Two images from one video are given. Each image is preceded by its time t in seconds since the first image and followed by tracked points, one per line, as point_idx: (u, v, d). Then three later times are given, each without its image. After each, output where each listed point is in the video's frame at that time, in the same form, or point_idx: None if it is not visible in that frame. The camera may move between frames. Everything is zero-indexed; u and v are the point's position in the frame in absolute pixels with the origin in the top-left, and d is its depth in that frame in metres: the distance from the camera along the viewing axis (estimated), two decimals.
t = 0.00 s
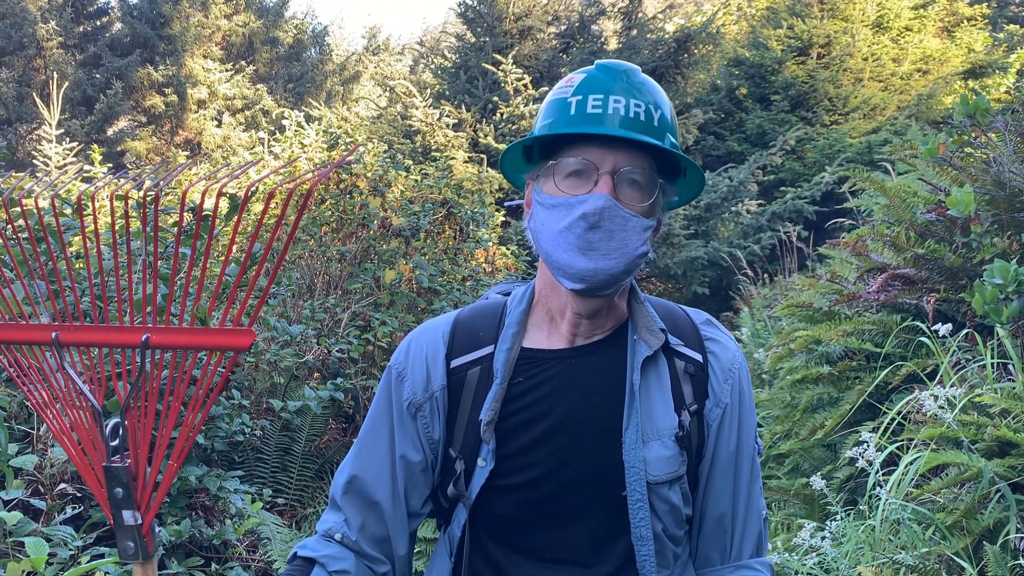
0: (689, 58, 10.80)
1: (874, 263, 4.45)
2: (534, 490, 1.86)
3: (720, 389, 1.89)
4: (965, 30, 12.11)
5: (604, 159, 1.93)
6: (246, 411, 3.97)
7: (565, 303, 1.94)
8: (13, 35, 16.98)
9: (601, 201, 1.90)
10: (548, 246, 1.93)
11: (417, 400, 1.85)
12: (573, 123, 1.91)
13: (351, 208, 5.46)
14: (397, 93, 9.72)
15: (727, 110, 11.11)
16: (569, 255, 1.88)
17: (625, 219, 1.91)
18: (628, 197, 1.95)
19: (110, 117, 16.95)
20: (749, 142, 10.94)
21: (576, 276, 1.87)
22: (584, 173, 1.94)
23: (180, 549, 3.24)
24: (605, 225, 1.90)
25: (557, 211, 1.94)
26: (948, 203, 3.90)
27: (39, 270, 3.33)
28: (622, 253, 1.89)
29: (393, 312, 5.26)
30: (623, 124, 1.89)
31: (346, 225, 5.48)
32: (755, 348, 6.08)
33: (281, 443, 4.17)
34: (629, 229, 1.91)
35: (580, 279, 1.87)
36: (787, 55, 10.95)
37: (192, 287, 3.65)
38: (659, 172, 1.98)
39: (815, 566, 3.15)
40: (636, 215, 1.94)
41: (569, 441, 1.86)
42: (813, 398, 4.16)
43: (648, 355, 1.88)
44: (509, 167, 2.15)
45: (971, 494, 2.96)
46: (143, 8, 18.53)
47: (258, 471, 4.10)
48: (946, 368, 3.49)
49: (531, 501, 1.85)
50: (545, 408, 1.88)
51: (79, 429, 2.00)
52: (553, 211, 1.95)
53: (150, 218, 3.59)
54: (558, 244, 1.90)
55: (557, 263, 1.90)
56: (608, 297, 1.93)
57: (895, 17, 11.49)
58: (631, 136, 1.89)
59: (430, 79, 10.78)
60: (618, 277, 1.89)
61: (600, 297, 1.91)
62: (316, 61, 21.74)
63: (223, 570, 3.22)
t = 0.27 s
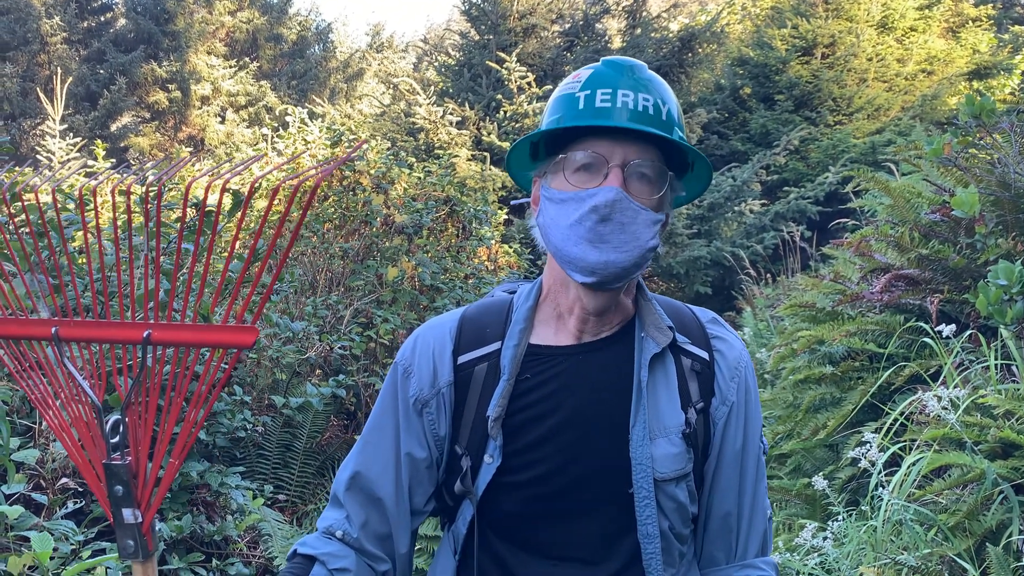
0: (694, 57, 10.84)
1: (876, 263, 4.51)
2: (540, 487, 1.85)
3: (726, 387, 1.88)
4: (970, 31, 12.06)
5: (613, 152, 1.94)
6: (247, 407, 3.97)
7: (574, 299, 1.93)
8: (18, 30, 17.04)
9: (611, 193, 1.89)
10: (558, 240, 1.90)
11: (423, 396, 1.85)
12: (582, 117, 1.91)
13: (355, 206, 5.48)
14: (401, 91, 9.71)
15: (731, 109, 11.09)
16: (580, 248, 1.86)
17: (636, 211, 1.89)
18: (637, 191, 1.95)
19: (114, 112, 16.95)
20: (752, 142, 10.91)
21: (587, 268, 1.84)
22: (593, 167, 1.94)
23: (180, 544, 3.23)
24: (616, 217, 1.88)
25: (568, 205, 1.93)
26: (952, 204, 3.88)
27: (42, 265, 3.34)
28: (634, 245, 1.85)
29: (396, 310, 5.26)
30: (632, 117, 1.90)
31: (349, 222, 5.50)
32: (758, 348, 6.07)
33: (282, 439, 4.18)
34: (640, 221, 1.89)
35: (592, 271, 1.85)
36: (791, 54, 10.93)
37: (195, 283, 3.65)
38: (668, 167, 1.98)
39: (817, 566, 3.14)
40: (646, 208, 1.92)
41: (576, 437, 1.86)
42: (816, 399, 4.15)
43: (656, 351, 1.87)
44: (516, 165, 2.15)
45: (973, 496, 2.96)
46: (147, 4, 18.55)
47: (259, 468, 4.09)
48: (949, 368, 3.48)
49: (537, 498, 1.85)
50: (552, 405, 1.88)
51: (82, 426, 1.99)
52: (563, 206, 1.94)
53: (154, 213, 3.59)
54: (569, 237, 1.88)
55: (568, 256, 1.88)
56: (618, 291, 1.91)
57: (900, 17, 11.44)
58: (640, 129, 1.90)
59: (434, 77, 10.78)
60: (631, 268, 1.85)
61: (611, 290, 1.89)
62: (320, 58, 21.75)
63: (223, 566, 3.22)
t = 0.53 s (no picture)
0: (697, 55, 10.93)
1: (879, 262, 4.51)
2: (543, 484, 1.85)
3: (730, 386, 1.88)
4: (974, 31, 12.02)
5: (618, 147, 1.94)
6: (249, 403, 3.97)
7: (577, 295, 1.93)
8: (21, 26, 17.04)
9: (615, 188, 1.89)
10: (561, 234, 1.90)
11: (427, 391, 1.84)
12: (587, 113, 1.92)
13: (357, 203, 5.50)
14: (404, 88, 9.71)
15: (734, 108, 11.08)
16: (582, 242, 1.86)
17: (639, 206, 1.90)
18: (642, 185, 1.95)
19: (116, 108, 16.95)
20: (755, 141, 10.90)
21: (590, 263, 1.84)
22: (597, 163, 1.94)
23: (181, 540, 3.23)
24: (619, 211, 1.88)
25: (572, 199, 1.93)
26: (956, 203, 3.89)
27: (44, 260, 3.34)
28: (637, 241, 1.86)
29: (397, 307, 5.25)
30: (638, 113, 1.89)
31: (352, 219, 5.51)
32: (760, 347, 6.08)
33: (283, 436, 4.19)
34: (643, 216, 1.89)
35: (594, 266, 1.84)
36: (795, 54, 10.90)
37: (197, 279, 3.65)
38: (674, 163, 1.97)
39: (818, 565, 3.14)
40: (650, 204, 1.93)
41: (580, 435, 1.86)
42: (818, 398, 4.15)
43: (660, 350, 1.87)
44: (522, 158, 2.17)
45: (976, 496, 2.95)
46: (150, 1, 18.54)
47: (261, 464, 4.09)
48: (952, 368, 3.47)
49: (540, 496, 1.85)
50: (556, 402, 1.87)
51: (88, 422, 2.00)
52: (567, 200, 1.94)
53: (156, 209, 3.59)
54: (572, 231, 1.88)
55: (570, 250, 1.87)
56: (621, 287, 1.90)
57: (903, 16, 11.40)
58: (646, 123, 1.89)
59: (437, 75, 10.77)
60: (634, 264, 1.86)
61: (613, 286, 1.88)
62: (323, 55, 21.75)
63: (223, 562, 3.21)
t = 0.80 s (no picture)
0: (699, 54, 11.08)
1: (882, 262, 4.47)
2: (550, 487, 1.85)
3: (736, 389, 1.88)
4: (976, 30, 12.00)
5: (618, 139, 1.96)
6: (251, 403, 3.98)
7: (583, 292, 1.92)
8: (24, 26, 17.04)
9: (615, 176, 1.90)
10: (563, 223, 1.89)
11: (435, 394, 1.85)
12: (586, 108, 1.95)
13: (359, 202, 5.49)
14: (406, 87, 9.71)
15: (736, 108, 11.06)
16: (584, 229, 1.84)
17: (641, 193, 1.89)
18: (644, 176, 1.95)
19: (119, 107, 16.97)
20: (757, 140, 10.89)
21: (592, 248, 1.82)
22: (598, 155, 1.96)
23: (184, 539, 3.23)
24: (620, 198, 1.87)
25: (573, 190, 1.93)
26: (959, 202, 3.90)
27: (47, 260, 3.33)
28: (640, 227, 1.84)
29: (400, 306, 5.26)
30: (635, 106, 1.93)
31: (354, 218, 5.51)
32: (762, 346, 6.08)
33: (286, 435, 4.20)
34: (646, 204, 1.88)
35: (596, 251, 1.82)
36: (797, 53, 10.85)
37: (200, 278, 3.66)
38: (675, 156, 1.98)
39: (821, 564, 3.14)
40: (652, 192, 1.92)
41: (587, 437, 1.86)
42: (820, 397, 4.15)
43: (668, 352, 1.87)
44: (529, 164, 2.22)
45: (978, 495, 2.95)
46: None
47: (264, 463, 4.10)
48: (955, 368, 3.47)
49: (547, 499, 1.85)
50: (564, 404, 1.87)
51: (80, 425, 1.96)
52: (568, 191, 1.94)
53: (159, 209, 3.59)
54: (573, 219, 1.87)
55: (572, 238, 1.85)
56: (627, 277, 1.87)
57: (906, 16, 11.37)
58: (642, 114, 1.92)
59: (438, 74, 10.77)
60: (638, 251, 1.83)
61: (617, 277, 1.86)
62: (325, 54, 21.77)
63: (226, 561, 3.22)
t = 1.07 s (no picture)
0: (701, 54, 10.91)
1: (885, 262, 4.44)
2: (553, 489, 1.85)
3: (738, 390, 1.89)
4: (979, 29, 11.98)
5: (618, 138, 1.96)
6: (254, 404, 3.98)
7: (584, 292, 1.92)
8: (27, 28, 17.06)
9: (617, 174, 1.90)
10: (565, 222, 1.89)
11: (436, 396, 1.85)
12: (586, 108, 1.95)
13: (362, 203, 5.49)
14: (408, 88, 9.71)
15: (739, 108, 11.05)
16: (586, 228, 1.84)
17: (643, 191, 1.89)
18: (645, 175, 1.95)
19: (122, 109, 17.01)
20: (759, 140, 10.88)
21: (595, 247, 1.82)
22: (599, 154, 1.96)
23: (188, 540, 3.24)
24: (622, 196, 1.87)
25: (575, 189, 1.93)
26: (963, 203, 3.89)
27: (50, 262, 3.34)
28: (643, 225, 1.84)
29: (403, 307, 5.26)
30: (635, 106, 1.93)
31: (356, 219, 5.50)
32: (765, 346, 6.08)
33: (289, 436, 4.19)
34: (648, 201, 1.88)
35: (599, 250, 1.82)
36: (800, 53, 10.84)
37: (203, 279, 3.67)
38: (675, 154, 1.99)
39: (824, 565, 3.14)
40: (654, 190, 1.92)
41: (589, 438, 1.86)
42: (823, 398, 4.14)
43: (670, 353, 1.87)
44: (528, 165, 2.22)
45: (982, 496, 2.95)
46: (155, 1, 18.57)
47: (267, 464, 4.11)
48: (958, 368, 3.46)
49: (549, 500, 1.85)
50: (567, 405, 1.87)
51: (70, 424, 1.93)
52: (570, 190, 1.94)
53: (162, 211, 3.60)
54: (576, 217, 1.87)
55: (574, 236, 1.85)
56: (629, 275, 1.87)
57: (908, 15, 11.40)
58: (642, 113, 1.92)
59: (441, 75, 10.78)
60: (641, 248, 1.83)
61: (619, 275, 1.86)
62: (328, 55, 21.82)
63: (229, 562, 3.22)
